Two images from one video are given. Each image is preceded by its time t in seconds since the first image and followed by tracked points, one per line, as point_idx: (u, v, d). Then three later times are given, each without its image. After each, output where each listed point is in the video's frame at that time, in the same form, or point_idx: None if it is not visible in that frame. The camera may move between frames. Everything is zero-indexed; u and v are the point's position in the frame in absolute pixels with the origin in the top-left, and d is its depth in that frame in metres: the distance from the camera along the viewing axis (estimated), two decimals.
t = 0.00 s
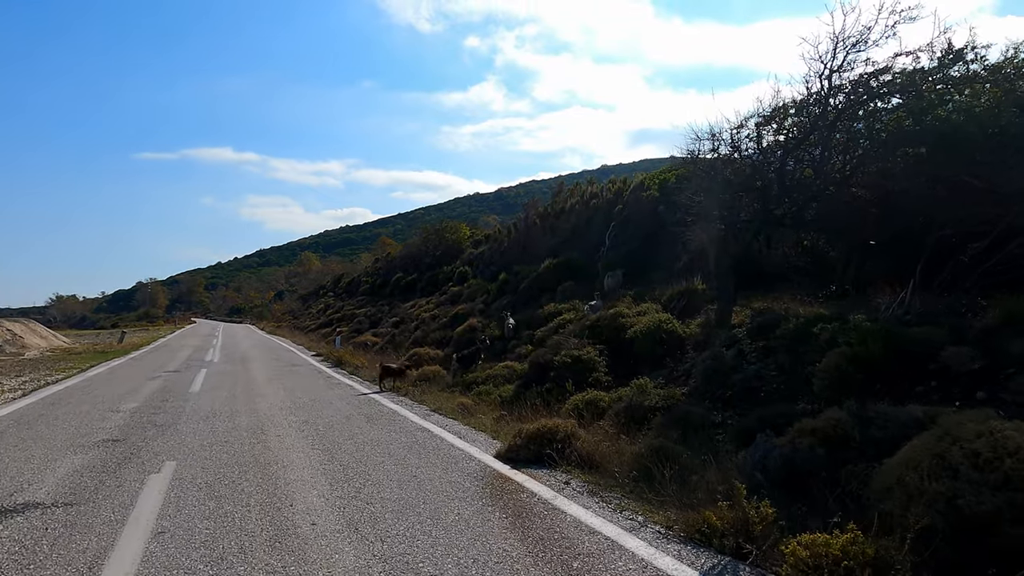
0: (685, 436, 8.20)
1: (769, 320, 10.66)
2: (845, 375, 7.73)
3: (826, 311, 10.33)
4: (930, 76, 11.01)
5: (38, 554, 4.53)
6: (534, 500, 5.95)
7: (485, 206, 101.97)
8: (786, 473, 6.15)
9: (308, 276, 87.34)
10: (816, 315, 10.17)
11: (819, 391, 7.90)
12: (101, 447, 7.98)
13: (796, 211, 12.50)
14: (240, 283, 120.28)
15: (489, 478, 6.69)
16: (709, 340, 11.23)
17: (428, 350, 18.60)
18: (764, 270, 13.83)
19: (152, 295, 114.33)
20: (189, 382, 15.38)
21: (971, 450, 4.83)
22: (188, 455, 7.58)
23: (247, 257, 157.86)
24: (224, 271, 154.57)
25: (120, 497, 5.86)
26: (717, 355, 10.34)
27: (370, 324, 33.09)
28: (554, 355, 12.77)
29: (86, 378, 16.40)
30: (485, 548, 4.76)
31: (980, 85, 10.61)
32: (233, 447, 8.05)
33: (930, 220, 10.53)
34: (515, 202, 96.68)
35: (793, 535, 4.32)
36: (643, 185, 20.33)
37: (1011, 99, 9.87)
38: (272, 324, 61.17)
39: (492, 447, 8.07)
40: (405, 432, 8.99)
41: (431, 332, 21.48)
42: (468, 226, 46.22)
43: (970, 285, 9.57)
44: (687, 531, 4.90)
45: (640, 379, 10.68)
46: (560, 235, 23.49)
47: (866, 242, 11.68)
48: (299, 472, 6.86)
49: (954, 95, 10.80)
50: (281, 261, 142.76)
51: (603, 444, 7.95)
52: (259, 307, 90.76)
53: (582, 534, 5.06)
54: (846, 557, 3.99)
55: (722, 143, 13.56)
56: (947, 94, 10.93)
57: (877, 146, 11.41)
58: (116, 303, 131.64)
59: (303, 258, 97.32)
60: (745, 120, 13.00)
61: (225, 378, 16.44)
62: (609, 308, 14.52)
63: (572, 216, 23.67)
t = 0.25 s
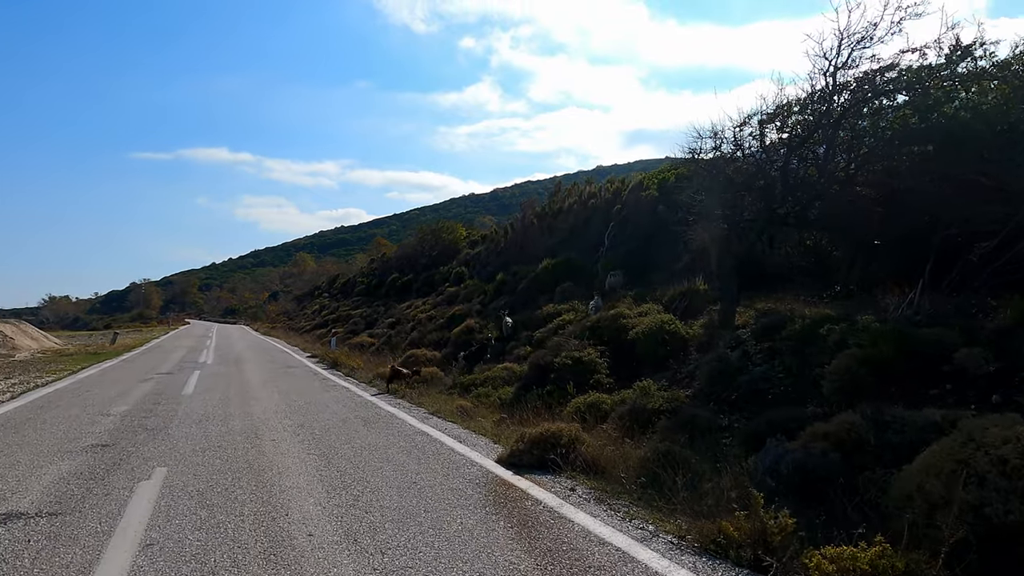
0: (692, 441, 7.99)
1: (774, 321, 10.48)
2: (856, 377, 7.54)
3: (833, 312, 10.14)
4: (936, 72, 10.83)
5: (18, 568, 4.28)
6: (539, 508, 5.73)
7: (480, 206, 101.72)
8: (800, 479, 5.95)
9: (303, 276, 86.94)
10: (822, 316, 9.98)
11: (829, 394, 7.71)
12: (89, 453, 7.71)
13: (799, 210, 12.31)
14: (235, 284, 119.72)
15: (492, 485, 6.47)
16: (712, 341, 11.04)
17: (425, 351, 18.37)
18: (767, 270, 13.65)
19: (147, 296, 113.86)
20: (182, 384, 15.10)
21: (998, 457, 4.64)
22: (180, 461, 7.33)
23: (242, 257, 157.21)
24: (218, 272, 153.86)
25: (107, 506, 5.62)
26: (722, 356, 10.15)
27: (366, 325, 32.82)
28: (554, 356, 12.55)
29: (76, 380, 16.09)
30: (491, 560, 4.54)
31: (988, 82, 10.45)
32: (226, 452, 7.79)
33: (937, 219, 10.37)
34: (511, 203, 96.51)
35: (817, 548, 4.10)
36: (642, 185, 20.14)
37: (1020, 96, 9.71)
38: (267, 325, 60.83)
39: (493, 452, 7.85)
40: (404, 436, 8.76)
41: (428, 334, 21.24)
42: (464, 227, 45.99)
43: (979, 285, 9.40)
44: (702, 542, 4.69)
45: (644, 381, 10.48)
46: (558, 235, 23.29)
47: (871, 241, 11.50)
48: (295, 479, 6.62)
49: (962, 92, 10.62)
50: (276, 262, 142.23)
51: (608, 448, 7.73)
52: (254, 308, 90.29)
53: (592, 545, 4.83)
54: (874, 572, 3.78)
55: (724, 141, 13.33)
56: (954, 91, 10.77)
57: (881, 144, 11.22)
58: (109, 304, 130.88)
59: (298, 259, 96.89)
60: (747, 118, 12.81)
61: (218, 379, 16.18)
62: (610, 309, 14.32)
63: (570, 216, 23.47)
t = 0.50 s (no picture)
0: (698, 442, 7.79)
1: (780, 320, 10.29)
2: (867, 377, 7.36)
3: (840, 310, 9.96)
4: (944, 67, 10.66)
5: None
6: (544, 513, 5.52)
7: (477, 206, 101.48)
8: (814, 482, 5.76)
9: (299, 276, 86.59)
10: (830, 314, 9.80)
11: (839, 394, 7.52)
12: (78, 455, 7.49)
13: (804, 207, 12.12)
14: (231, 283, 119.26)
15: (495, 488, 6.26)
16: (717, 340, 10.85)
17: (423, 351, 18.16)
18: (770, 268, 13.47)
19: (142, 295, 113.32)
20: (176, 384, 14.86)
21: None
22: (172, 463, 7.10)
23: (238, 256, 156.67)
24: (214, 272, 153.32)
25: (95, 511, 5.39)
26: (727, 355, 9.95)
27: (363, 324, 32.58)
28: (555, 356, 12.34)
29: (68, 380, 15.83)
30: (496, 568, 4.33)
31: (997, 77, 10.28)
32: (220, 453, 7.57)
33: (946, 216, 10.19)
34: (508, 202, 96.31)
35: (841, 555, 3.90)
36: (643, 183, 19.95)
37: None
38: (263, 324, 60.51)
39: (495, 453, 7.64)
40: (403, 438, 8.55)
41: (426, 333, 21.02)
42: (461, 226, 45.76)
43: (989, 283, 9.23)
44: (716, 548, 4.49)
45: (647, 381, 10.28)
46: (557, 234, 23.09)
47: (874, 239, 11.24)
48: (291, 482, 6.40)
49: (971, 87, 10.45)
50: (272, 262, 141.76)
51: (612, 450, 7.52)
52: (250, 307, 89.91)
53: (601, 552, 4.63)
54: None
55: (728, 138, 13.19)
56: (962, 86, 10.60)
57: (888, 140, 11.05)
58: (104, 304, 130.30)
59: (294, 259, 96.51)
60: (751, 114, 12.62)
61: (213, 379, 15.93)
62: (611, 308, 14.12)
63: (569, 214, 23.28)
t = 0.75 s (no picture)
0: (704, 447, 7.55)
1: (785, 320, 10.07)
2: (878, 380, 7.14)
3: (846, 310, 9.75)
4: (950, 63, 10.46)
5: None
6: (548, 524, 5.26)
7: (472, 205, 101.13)
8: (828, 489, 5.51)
9: (293, 275, 86.12)
10: (836, 315, 9.58)
11: (849, 397, 7.29)
12: (61, 461, 7.19)
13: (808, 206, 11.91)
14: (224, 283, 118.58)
15: (496, 496, 6.01)
16: (719, 341, 10.63)
17: (419, 351, 17.88)
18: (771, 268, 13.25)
19: (134, 294, 112.58)
20: (166, 385, 14.54)
21: None
22: (158, 470, 6.82)
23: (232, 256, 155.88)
24: (208, 271, 152.47)
25: (74, 524, 5.12)
26: (731, 357, 9.73)
27: (357, 324, 32.26)
28: (554, 357, 12.09)
29: (56, 381, 15.48)
30: None
31: (1005, 73, 10.08)
32: (209, 459, 7.29)
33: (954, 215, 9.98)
34: (503, 202, 96.03)
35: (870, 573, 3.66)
36: (641, 181, 19.73)
37: None
38: (256, 324, 60.08)
39: (495, 459, 7.39)
40: (399, 442, 8.29)
41: (421, 333, 20.74)
42: (456, 225, 45.47)
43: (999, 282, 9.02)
44: (732, 563, 4.25)
45: (649, 383, 10.04)
46: (554, 233, 22.85)
47: (878, 238, 11.06)
48: (282, 490, 6.13)
49: (979, 83, 10.25)
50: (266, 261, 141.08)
51: (616, 455, 7.27)
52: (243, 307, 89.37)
53: (610, 567, 4.38)
54: None
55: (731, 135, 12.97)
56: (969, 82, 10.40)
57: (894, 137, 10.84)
58: (96, 303, 129.40)
59: (288, 258, 95.98)
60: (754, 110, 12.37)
61: (205, 381, 15.62)
62: (610, 308, 13.88)
63: (566, 213, 23.04)
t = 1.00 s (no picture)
0: (710, 449, 7.38)
1: (788, 319, 9.92)
2: (887, 380, 6.99)
3: (850, 310, 9.61)
4: (954, 58, 10.32)
5: None
6: (552, 531, 5.08)
7: (466, 204, 100.85)
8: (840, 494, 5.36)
9: (285, 274, 85.65)
10: (840, 314, 9.44)
11: (857, 398, 7.14)
12: (47, 465, 6.95)
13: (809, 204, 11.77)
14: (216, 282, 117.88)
15: (498, 501, 5.82)
16: (721, 341, 10.47)
17: (414, 351, 17.66)
18: (772, 266, 13.11)
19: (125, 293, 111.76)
20: (156, 386, 14.27)
21: None
22: (148, 474, 6.59)
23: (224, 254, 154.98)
24: (199, 270, 151.52)
25: (58, 533, 4.89)
26: (733, 356, 9.57)
27: (351, 323, 31.99)
28: (552, 356, 11.90)
29: (44, 382, 15.18)
30: None
31: (1010, 69, 9.96)
32: (200, 463, 7.07)
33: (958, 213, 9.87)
34: (497, 201, 95.79)
35: None
36: (637, 179, 19.57)
37: None
38: (248, 323, 59.66)
39: (495, 462, 7.20)
40: (396, 444, 8.08)
41: (416, 332, 20.52)
42: (451, 223, 45.19)
43: (1005, 280, 8.90)
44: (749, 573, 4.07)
45: (649, 383, 9.87)
46: (550, 231, 22.68)
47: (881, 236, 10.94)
48: (276, 496, 5.92)
49: (983, 79, 10.12)
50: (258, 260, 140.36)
51: (619, 458, 7.09)
52: (235, 306, 88.82)
53: None
54: None
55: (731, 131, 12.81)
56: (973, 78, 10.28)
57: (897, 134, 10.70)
58: (87, 302, 128.42)
59: (280, 257, 95.46)
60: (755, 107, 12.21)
61: (196, 381, 15.36)
62: (609, 307, 13.71)
63: (562, 211, 22.85)
